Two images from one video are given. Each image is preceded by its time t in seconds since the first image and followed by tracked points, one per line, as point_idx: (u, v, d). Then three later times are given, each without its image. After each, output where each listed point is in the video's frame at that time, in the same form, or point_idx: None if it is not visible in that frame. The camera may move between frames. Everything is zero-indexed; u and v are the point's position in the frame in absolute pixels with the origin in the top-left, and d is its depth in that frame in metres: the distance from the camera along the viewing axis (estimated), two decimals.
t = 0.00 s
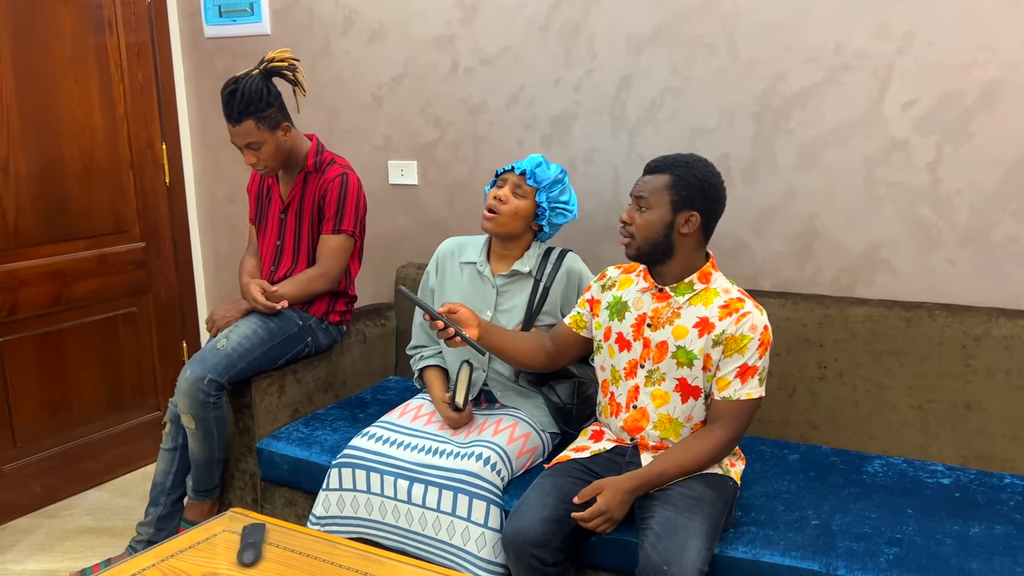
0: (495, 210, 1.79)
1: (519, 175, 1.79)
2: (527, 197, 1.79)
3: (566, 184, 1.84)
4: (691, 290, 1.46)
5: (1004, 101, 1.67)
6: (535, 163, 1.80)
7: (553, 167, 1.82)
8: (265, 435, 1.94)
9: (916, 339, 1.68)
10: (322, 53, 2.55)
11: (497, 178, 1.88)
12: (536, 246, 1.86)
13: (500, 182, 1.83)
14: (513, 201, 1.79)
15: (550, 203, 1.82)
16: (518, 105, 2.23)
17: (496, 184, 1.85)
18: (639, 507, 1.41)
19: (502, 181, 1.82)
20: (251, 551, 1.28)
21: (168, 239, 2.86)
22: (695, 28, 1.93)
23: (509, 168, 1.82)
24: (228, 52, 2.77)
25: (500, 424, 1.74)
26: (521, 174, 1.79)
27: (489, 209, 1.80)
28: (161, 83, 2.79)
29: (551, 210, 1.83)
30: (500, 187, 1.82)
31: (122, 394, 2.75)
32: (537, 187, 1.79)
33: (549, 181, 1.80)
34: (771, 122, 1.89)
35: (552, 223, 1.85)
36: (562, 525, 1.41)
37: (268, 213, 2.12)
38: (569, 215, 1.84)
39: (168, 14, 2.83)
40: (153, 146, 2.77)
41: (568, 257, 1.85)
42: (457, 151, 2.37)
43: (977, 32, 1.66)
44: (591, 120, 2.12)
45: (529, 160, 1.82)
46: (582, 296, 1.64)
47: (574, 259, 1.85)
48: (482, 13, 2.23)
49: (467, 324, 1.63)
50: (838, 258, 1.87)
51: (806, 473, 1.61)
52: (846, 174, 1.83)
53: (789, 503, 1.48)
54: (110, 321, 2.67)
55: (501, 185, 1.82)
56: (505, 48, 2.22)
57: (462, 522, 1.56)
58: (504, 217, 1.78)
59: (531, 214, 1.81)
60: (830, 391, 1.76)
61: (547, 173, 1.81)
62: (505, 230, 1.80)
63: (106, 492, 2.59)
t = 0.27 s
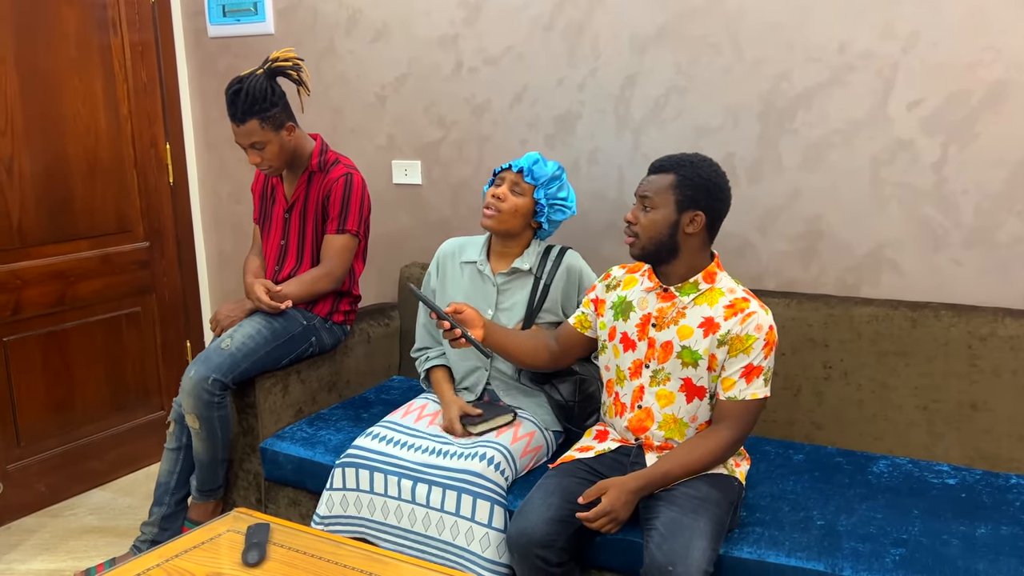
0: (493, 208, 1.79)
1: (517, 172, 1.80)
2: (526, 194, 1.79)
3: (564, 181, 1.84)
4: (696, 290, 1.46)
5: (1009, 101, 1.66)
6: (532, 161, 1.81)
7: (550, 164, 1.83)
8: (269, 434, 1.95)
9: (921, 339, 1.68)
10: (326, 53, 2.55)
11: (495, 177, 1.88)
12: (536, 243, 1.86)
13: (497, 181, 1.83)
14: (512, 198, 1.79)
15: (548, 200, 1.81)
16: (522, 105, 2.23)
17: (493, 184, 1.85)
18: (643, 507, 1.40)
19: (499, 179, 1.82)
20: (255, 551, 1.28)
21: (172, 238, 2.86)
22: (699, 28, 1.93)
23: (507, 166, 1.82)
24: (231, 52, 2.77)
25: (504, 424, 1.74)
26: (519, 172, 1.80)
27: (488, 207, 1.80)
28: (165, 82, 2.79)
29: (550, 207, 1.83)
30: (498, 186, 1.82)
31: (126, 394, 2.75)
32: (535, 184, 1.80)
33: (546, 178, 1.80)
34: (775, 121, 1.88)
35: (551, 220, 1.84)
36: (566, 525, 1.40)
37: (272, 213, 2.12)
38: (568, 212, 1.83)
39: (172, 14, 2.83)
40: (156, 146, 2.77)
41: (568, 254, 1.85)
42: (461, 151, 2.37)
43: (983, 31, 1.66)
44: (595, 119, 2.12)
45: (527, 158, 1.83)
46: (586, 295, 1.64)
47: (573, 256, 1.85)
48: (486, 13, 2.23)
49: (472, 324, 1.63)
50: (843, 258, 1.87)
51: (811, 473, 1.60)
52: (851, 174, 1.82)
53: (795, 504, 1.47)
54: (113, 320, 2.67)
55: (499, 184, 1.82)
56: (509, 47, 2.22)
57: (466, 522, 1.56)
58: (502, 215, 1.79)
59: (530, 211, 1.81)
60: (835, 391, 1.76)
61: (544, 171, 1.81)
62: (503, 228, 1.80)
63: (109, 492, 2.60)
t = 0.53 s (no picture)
0: (485, 206, 1.80)
1: (507, 170, 1.81)
2: (517, 190, 1.80)
3: (555, 176, 1.84)
4: (699, 290, 1.45)
5: (1017, 101, 1.66)
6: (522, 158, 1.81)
7: (540, 159, 1.83)
8: (274, 435, 1.95)
9: (928, 340, 1.67)
10: (330, 53, 2.55)
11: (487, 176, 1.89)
12: (531, 241, 1.86)
13: (489, 180, 1.84)
14: (503, 195, 1.79)
15: (541, 196, 1.82)
16: (526, 105, 2.23)
17: (486, 184, 1.86)
18: (650, 509, 1.40)
19: (490, 178, 1.83)
20: (262, 552, 1.27)
21: (176, 239, 2.86)
22: (704, 28, 1.93)
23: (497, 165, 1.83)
24: (235, 52, 2.77)
25: (508, 425, 1.74)
26: (510, 170, 1.80)
27: (480, 205, 1.81)
28: (169, 82, 2.79)
29: (543, 203, 1.84)
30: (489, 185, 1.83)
31: (130, 394, 2.75)
32: (526, 181, 1.80)
33: (537, 174, 1.81)
34: (781, 121, 1.88)
35: (544, 216, 1.85)
36: (572, 525, 1.40)
37: (277, 214, 2.12)
38: (561, 207, 1.84)
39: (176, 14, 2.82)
40: (160, 146, 2.77)
41: (563, 251, 1.85)
42: (466, 151, 2.36)
43: (990, 31, 1.65)
44: (600, 119, 2.12)
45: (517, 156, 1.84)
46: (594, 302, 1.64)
47: (569, 253, 1.85)
48: (491, 13, 2.23)
49: (501, 347, 1.61)
50: (849, 258, 1.87)
51: (817, 475, 1.60)
52: (858, 174, 1.82)
53: (802, 505, 1.47)
54: (118, 321, 2.67)
55: (490, 183, 1.83)
56: (514, 47, 2.21)
57: (472, 524, 1.56)
58: (495, 212, 1.80)
59: (523, 208, 1.82)
60: (841, 392, 1.75)
61: (535, 166, 1.82)
62: (497, 226, 1.81)
63: (114, 493, 2.60)
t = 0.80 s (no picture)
0: (472, 207, 1.82)
1: (493, 171, 1.83)
2: (504, 190, 1.82)
3: (541, 174, 1.85)
4: (698, 294, 1.45)
5: None
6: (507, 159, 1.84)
7: (525, 159, 1.85)
8: (280, 438, 1.94)
9: (938, 343, 1.67)
10: (335, 54, 2.55)
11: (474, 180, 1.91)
12: (522, 241, 1.88)
13: (476, 183, 1.86)
14: (490, 195, 1.81)
15: (528, 195, 1.83)
16: (533, 106, 2.22)
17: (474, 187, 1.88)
18: (659, 512, 1.40)
19: (477, 180, 1.85)
20: (269, 557, 1.27)
21: (180, 241, 2.86)
22: (712, 29, 1.93)
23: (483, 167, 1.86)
24: (241, 53, 2.77)
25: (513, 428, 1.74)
26: (495, 170, 1.83)
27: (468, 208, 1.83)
28: (174, 83, 2.79)
29: (531, 201, 1.85)
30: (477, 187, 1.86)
31: (135, 396, 2.75)
32: (512, 180, 1.82)
33: (522, 172, 1.82)
34: (790, 122, 1.88)
35: (533, 215, 1.86)
36: (580, 527, 1.40)
37: (283, 215, 2.11)
38: (549, 204, 1.85)
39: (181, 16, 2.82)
40: (165, 147, 2.77)
41: (555, 249, 1.87)
42: (472, 152, 2.36)
43: (1000, 32, 1.65)
44: (607, 121, 2.11)
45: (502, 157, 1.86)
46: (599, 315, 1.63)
47: (561, 251, 1.87)
48: (497, 14, 2.23)
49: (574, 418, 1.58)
50: (858, 260, 1.86)
51: (826, 478, 1.59)
52: (866, 175, 1.82)
53: (812, 509, 1.46)
54: (122, 323, 2.67)
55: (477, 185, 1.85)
56: (520, 48, 2.21)
57: (478, 528, 1.56)
58: (483, 213, 1.81)
59: (511, 207, 1.83)
60: (850, 394, 1.75)
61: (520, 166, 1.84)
62: (487, 228, 1.82)
63: (119, 495, 2.60)
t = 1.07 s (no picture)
0: (459, 213, 1.81)
1: (474, 174, 1.83)
2: (487, 192, 1.81)
3: (522, 173, 1.86)
4: (699, 300, 1.45)
5: None
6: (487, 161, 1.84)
7: (506, 159, 1.85)
8: (285, 441, 1.93)
9: (946, 346, 1.66)
10: (340, 57, 2.54)
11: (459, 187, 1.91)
12: (512, 242, 1.88)
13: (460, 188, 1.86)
14: (474, 199, 1.81)
15: (512, 194, 1.83)
16: (538, 109, 2.22)
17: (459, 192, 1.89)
18: (670, 515, 1.40)
19: (461, 186, 1.85)
20: (275, 562, 1.26)
21: (184, 243, 2.85)
22: (718, 32, 1.93)
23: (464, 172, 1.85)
24: (245, 55, 2.77)
25: (518, 430, 1.74)
26: (477, 173, 1.82)
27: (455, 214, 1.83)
28: (178, 85, 2.78)
29: (516, 200, 1.84)
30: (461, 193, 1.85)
31: (138, 399, 2.74)
32: (494, 181, 1.82)
33: (503, 172, 1.83)
34: (797, 125, 1.88)
35: (519, 213, 1.86)
36: (589, 530, 1.40)
37: (288, 218, 2.11)
38: (534, 201, 1.85)
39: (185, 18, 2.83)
40: (169, 150, 2.77)
41: (546, 248, 1.87)
42: (477, 155, 2.35)
43: (1009, 34, 1.65)
44: (613, 123, 2.11)
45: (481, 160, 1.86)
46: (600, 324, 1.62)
47: (552, 249, 1.86)
48: (502, 16, 2.22)
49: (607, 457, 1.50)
50: (865, 264, 1.86)
51: (835, 483, 1.58)
52: (874, 178, 1.82)
53: (821, 513, 1.46)
54: (126, 325, 2.66)
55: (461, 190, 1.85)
56: (526, 50, 2.21)
57: (484, 532, 1.55)
58: (471, 218, 1.80)
59: (496, 208, 1.83)
60: (858, 398, 1.74)
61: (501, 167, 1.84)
62: (477, 232, 1.82)
63: (122, 498, 2.59)
